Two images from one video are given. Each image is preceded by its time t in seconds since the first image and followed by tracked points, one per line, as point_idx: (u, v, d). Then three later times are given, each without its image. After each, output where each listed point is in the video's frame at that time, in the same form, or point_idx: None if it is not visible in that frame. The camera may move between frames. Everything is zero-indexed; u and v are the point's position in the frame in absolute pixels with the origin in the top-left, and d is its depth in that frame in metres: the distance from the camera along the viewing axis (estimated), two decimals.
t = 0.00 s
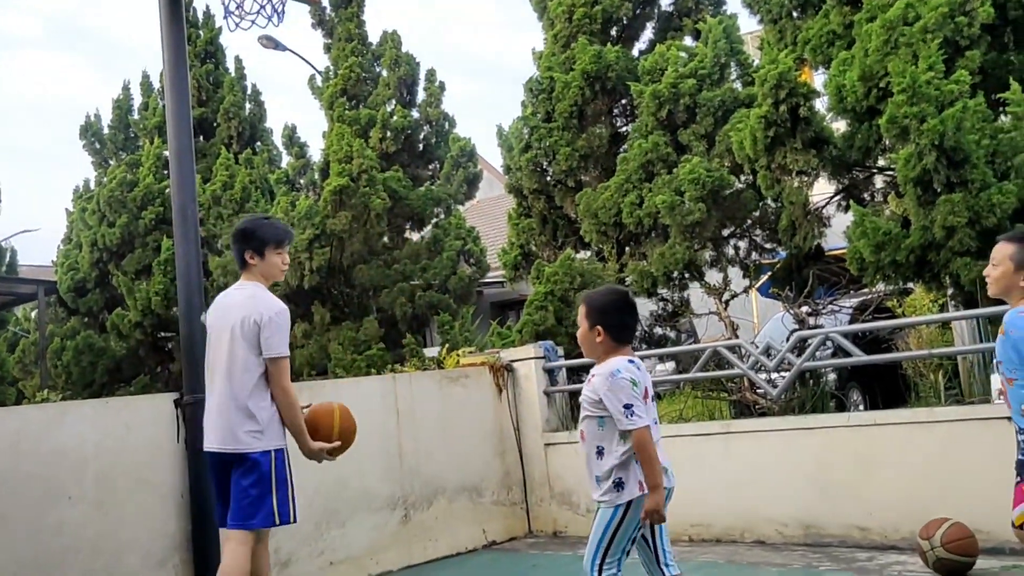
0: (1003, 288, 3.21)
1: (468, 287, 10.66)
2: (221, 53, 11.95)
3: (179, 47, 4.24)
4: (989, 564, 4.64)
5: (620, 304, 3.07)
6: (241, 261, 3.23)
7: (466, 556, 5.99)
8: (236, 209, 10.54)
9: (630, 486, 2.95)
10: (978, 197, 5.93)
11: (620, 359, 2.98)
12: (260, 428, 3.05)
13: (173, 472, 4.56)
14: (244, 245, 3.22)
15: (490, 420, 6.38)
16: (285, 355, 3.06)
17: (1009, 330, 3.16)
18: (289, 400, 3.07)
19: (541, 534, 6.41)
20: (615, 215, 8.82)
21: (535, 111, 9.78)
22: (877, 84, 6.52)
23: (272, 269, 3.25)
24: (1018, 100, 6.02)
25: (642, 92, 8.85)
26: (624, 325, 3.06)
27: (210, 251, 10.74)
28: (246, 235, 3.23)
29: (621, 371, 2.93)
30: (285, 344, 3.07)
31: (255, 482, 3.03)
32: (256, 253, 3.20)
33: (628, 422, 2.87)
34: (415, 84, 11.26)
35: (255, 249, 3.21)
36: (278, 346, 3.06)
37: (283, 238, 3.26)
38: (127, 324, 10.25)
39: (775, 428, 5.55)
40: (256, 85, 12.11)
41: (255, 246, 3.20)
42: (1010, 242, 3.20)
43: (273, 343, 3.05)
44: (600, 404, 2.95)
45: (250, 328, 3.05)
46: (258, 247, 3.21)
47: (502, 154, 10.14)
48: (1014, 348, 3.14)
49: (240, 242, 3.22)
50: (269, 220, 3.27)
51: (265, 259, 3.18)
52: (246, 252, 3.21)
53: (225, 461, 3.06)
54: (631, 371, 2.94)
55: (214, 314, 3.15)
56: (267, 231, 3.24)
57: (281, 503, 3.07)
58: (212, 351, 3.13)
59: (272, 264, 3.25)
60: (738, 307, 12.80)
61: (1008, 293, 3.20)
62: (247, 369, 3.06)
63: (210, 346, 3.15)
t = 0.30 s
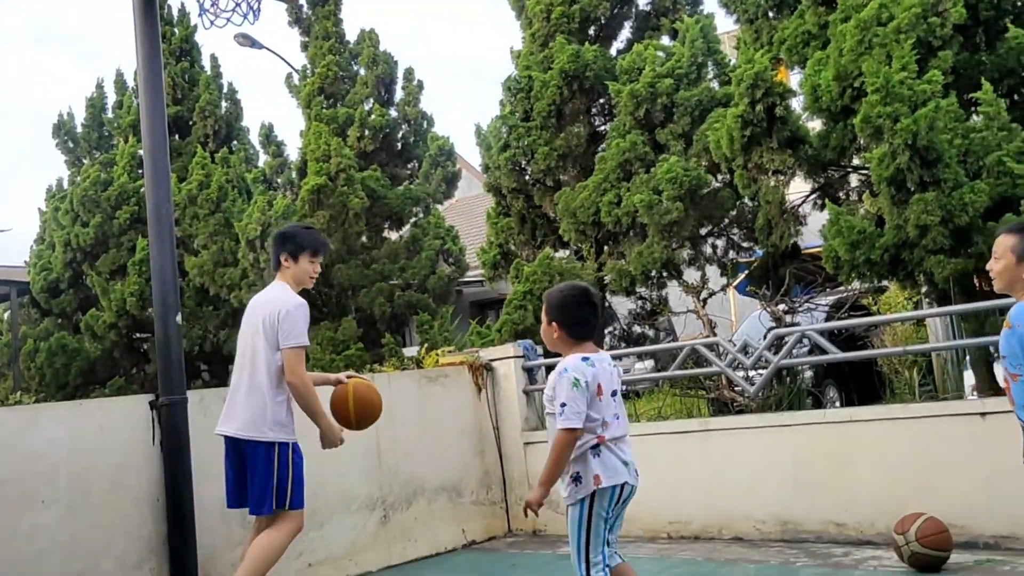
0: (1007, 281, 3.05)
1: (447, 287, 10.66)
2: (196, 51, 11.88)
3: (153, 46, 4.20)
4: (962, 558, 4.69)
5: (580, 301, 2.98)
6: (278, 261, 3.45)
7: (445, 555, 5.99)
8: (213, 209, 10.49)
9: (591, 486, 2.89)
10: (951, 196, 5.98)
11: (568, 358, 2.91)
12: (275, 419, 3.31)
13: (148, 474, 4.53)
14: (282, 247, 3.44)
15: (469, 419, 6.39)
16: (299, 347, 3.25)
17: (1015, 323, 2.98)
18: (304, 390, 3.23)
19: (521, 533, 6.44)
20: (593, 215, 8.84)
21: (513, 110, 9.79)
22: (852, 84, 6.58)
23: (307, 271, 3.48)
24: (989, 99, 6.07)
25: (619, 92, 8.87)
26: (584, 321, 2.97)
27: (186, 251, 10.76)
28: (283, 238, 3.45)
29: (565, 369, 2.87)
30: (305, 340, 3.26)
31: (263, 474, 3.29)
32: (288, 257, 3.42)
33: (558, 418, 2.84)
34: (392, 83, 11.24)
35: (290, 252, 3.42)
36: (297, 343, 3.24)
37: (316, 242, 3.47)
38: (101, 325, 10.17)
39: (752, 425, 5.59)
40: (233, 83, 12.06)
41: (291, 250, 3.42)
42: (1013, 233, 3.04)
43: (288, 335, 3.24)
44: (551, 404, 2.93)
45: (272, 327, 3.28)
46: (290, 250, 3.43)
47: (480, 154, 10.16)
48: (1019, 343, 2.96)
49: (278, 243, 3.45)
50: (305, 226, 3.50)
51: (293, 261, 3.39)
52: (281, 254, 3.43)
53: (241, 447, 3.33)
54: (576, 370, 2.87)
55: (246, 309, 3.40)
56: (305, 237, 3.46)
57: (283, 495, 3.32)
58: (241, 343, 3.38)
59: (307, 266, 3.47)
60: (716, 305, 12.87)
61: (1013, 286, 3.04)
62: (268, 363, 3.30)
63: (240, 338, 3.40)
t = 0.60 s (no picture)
0: (1007, 272, 3.16)
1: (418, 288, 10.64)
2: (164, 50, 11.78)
3: (119, 44, 4.16)
4: (926, 555, 4.75)
5: (537, 311, 3.09)
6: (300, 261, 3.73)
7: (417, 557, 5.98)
8: (181, 210, 10.41)
9: (539, 491, 3.01)
10: (915, 198, 6.06)
11: (516, 366, 3.05)
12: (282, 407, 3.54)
13: (114, 478, 4.48)
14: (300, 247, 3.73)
15: (441, 421, 6.38)
16: (286, 337, 3.46)
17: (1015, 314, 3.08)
18: (284, 379, 3.42)
19: (492, 534, 6.45)
20: (564, 216, 8.86)
21: (484, 111, 9.80)
22: (819, 87, 6.64)
23: (324, 269, 3.71)
24: (952, 103, 6.15)
25: (590, 94, 8.89)
26: (536, 332, 3.08)
27: (153, 252, 10.65)
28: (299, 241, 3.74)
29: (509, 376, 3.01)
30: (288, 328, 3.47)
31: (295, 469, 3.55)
32: (305, 255, 3.70)
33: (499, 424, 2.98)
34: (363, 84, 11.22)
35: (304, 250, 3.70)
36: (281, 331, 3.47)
37: (330, 239, 3.70)
38: (66, 327, 10.04)
39: (721, 426, 5.63)
40: (201, 83, 11.97)
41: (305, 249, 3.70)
42: (1013, 224, 3.17)
43: (280, 326, 3.48)
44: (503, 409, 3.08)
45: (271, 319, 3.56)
46: (307, 248, 3.70)
47: (452, 155, 10.16)
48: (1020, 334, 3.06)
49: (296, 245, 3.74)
50: (328, 226, 3.76)
51: (306, 258, 3.65)
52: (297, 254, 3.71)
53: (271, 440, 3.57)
54: (518, 378, 3.00)
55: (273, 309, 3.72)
56: (317, 236, 3.71)
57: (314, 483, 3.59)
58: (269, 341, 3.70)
59: (324, 264, 3.71)
60: (687, 306, 12.95)
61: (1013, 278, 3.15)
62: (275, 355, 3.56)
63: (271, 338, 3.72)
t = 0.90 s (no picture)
0: (994, 264, 2.79)
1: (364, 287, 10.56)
2: (100, 45, 11.52)
3: (50, 38, 4.08)
4: (862, 548, 4.86)
5: (466, 314, 3.13)
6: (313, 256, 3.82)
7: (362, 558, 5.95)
8: (118, 209, 10.19)
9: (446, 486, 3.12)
10: (852, 199, 6.19)
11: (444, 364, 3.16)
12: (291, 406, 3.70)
13: (46, 485, 4.35)
14: (314, 242, 3.81)
15: (387, 422, 6.34)
16: (300, 344, 3.57)
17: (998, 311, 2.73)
18: (299, 386, 3.55)
19: (439, 534, 6.48)
20: (510, 215, 8.86)
21: (430, 110, 9.77)
22: (759, 89, 6.74)
23: (339, 266, 3.81)
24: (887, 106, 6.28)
25: (535, 94, 8.90)
26: (467, 334, 3.11)
27: (89, 251, 10.42)
28: (313, 237, 3.82)
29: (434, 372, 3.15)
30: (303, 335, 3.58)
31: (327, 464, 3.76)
32: (321, 252, 3.79)
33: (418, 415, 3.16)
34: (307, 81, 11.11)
35: (319, 248, 3.79)
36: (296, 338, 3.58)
37: (344, 239, 3.80)
38: None
39: (663, 424, 5.69)
40: (139, 79, 11.73)
41: (320, 246, 3.78)
42: (998, 213, 2.78)
43: (292, 332, 3.59)
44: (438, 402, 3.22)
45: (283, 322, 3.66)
46: (322, 246, 3.79)
47: (397, 154, 10.12)
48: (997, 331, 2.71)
49: (311, 240, 3.82)
50: (341, 225, 3.85)
51: (322, 257, 3.74)
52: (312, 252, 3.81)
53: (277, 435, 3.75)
54: (439, 375, 3.13)
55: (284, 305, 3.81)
56: (332, 234, 3.80)
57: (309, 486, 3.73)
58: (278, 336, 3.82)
59: (339, 261, 3.81)
60: (632, 305, 13.07)
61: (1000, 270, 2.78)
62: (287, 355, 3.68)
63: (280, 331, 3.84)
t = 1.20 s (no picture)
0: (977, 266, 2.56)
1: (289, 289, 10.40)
2: (9, 41, 11.13)
3: None
4: (782, 540, 4.97)
5: (384, 330, 3.13)
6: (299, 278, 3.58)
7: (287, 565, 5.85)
8: (29, 210, 9.84)
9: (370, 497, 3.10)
10: (770, 199, 6.32)
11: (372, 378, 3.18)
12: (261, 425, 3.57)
13: None
14: (302, 264, 3.56)
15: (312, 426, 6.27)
16: (278, 374, 3.39)
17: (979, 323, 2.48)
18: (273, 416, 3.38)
19: (366, 539, 6.38)
20: (436, 216, 8.82)
21: (355, 110, 9.67)
22: (681, 91, 6.84)
23: (327, 293, 3.55)
24: (803, 108, 6.42)
25: (461, 94, 8.87)
26: (385, 349, 3.12)
27: None
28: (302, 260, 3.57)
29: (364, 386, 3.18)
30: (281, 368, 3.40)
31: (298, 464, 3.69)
32: (307, 278, 3.53)
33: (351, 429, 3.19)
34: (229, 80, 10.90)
35: (305, 273, 3.54)
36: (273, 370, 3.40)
37: (335, 267, 3.54)
38: None
39: (588, 423, 5.73)
40: (50, 76, 11.37)
41: (308, 271, 3.53)
42: (975, 211, 2.57)
43: (270, 360, 3.41)
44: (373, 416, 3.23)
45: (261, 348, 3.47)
46: (309, 273, 3.53)
47: (322, 154, 9.99)
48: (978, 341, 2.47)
49: (299, 261, 3.57)
50: (334, 251, 3.58)
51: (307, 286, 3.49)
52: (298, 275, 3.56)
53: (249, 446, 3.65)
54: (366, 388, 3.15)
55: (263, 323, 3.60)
56: (322, 259, 3.54)
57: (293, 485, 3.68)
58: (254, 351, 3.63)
59: (327, 288, 3.55)
60: (561, 304, 13.14)
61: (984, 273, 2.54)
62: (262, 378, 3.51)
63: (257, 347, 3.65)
